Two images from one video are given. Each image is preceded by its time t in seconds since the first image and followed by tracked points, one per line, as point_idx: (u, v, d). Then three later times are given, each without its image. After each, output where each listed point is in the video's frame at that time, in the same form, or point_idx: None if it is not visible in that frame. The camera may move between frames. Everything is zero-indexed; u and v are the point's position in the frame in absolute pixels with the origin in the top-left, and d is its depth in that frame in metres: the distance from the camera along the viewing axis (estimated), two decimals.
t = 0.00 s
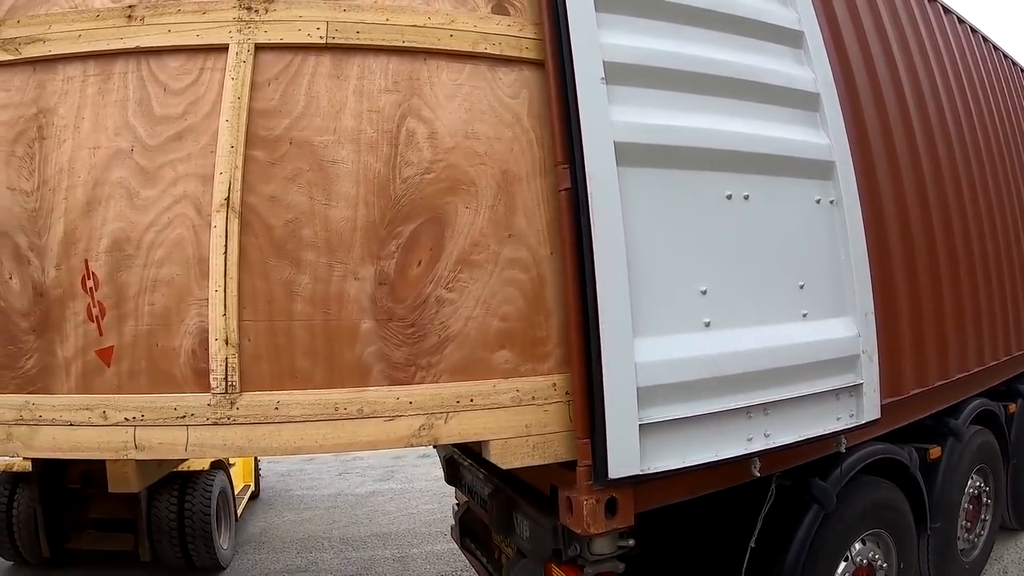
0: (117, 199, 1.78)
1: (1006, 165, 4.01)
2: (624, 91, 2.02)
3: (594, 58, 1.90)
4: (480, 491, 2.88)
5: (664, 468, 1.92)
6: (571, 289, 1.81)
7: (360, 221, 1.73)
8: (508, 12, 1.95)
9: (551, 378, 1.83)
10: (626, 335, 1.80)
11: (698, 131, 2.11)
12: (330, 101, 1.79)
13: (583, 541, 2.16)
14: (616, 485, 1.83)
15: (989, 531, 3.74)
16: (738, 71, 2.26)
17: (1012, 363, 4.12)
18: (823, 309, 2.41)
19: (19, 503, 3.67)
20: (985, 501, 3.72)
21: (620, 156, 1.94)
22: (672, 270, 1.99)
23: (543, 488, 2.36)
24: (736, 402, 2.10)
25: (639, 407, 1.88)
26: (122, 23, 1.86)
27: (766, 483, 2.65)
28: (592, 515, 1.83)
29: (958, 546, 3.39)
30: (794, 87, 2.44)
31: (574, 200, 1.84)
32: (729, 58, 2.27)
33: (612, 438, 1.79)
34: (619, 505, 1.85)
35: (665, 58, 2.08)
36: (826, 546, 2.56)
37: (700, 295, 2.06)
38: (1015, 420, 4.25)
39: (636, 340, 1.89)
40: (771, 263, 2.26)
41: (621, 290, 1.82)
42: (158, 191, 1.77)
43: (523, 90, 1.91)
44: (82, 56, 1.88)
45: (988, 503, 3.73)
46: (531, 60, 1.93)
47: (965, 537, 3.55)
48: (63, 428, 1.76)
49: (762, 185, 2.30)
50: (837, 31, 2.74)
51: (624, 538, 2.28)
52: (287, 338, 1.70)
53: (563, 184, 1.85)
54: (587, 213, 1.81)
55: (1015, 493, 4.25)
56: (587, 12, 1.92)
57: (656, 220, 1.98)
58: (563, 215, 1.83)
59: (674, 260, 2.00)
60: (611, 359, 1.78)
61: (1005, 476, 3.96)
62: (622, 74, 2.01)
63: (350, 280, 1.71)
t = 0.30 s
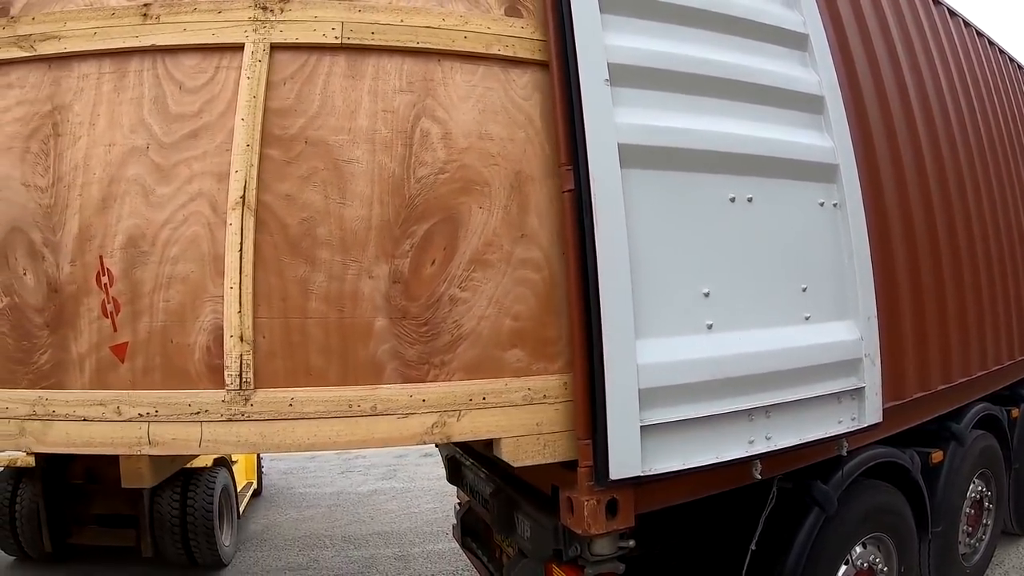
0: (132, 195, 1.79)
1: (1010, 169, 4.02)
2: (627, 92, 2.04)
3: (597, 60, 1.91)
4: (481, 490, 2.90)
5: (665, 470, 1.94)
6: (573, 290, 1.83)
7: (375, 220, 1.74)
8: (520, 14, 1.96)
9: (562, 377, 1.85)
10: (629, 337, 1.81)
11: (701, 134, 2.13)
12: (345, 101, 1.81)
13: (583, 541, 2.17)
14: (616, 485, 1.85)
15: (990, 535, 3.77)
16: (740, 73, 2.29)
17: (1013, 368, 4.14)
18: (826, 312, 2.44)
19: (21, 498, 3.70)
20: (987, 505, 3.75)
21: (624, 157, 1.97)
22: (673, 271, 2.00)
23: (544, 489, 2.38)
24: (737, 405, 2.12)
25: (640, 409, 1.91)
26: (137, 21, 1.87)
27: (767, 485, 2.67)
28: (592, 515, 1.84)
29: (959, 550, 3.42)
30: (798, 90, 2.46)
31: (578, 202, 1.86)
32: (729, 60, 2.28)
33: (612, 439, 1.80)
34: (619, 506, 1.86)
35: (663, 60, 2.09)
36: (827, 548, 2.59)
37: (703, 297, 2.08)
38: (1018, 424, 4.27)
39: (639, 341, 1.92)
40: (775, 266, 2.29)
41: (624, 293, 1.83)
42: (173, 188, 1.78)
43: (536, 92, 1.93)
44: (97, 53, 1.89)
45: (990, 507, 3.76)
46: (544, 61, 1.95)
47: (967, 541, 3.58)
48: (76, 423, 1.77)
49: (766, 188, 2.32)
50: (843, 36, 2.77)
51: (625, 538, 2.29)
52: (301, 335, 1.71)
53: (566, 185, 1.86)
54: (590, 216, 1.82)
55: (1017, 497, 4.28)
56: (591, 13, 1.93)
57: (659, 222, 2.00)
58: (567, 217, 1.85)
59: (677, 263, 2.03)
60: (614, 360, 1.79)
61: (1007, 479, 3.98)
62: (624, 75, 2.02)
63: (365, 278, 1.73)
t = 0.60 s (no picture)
0: (145, 195, 1.79)
1: (1012, 173, 4.03)
2: (629, 93, 2.05)
3: (600, 60, 1.90)
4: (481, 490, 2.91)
5: (665, 471, 1.95)
6: (575, 292, 1.82)
7: (388, 221, 1.75)
8: (532, 17, 1.97)
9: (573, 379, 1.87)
10: (630, 339, 1.81)
11: (703, 136, 2.14)
12: (359, 102, 1.81)
13: (584, 542, 2.18)
14: (616, 487, 1.86)
15: (990, 539, 3.80)
16: (743, 75, 2.30)
17: (1014, 371, 4.15)
18: (828, 315, 2.46)
19: (23, 494, 3.70)
20: (988, 509, 3.78)
21: (627, 159, 1.98)
22: (675, 274, 2.02)
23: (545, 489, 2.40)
24: (738, 407, 2.14)
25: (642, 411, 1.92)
26: (150, 20, 1.87)
27: (768, 488, 2.69)
28: (592, 518, 1.85)
29: (960, 554, 3.45)
30: (800, 92, 2.47)
31: (580, 204, 1.85)
32: (730, 61, 2.29)
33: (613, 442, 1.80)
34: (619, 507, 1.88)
35: (664, 60, 2.10)
36: (828, 549, 2.61)
37: (704, 299, 2.09)
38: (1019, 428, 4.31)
39: (640, 343, 1.94)
40: (777, 269, 2.30)
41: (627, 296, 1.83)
42: (186, 188, 1.78)
43: (547, 95, 1.94)
44: (109, 52, 1.89)
45: (991, 511, 3.79)
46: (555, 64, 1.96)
47: (968, 545, 3.61)
48: (88, 422, 1.77)
49: (769, 191, 2.34)
50: (847, 40, 2.78)
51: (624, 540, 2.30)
52: (314, 335, 1.72)
53: (569, 186, 1.87)
54: (592, 219, 1.82)
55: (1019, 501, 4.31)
56: (595, 15, 1.93)
57: (660, 225, 2.02)
58: (569, 219, 1.84)
59: (679, 265, 2.04)
60: (614, 361, 1.78)
61: (1008, 483, 4.01)
62: (627, 77, 2.04)
63: (377, 279, 1.73)
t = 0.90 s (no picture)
0: (163, 194, 1.80)
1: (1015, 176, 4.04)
2: (636, 95, 2.07)
3: (607, 61, 1.91)
4: (486, 491, 2.91)
5: (671, 472, 1.97)
6: (582, 293, 1.83)
7: (406, 221, 1.77)
8: (548, 20, 1.99)
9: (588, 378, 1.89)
10: (636, 340, 1.82)
11: (709, 138, 2.15)
12: (377, 103, 1.82)
13: (589, 542, 2.16)
14: (621, 488, 1.87)
15: (994, 542, 3.83)
16: (749, 77, 2.31)
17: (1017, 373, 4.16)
18: (832, 317, 2.47)
19: (27, 491, 3.83)
20: (991, 512, 3.80)
21: (633, 161, 2.00)
22: (682, 275, 2.04)
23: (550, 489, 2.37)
24: (743, 408, 2.15)
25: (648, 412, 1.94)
26: (168, 20, 1.87)
27: (772, 489, 2.71)
28: (597, 518, 1.86)
29: (963, 557, 3.48)
30: (805, 93, 2.48)
31: (586, 205, 1.86)
32: (736, 62, 2.30)
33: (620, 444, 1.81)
34: (624, 508, 1.89)
35: (669, 61, 2.11)
36: (832, 549, 2.63)
37: (710, 301, 2.11)
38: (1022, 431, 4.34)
39: (646, 344, 1.96)
40: (782, 272, 2.32)
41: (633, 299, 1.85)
42: (204, 187, 1.79)
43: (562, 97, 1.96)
44: (126, 51, 1.89)
45: (995, 514, 3.82)
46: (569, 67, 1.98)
47: (971, 548, 3.65)
48: (104, 420, 1.78)
49: (775, 192, 2.35)
50: (852, 43, 2.81)
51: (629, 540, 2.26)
52: (332, 334, 1.73)
53: (576, 188, 1.87)
54: (599, 221, 1.83)
55: (1021, 504, 4.34)
56: (601, 16, 1.94)
57: (666, 227, 2.03)
58: (577, 220, 1.85)
59: (686, 266, 2.06)
60: (619, 362, 1.80)
61: (1012, 486, 4.04)
62: (633, 79, 2.06)
63: (395, 279, 1.75)
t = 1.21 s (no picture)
0: (179, 192, 1.80)
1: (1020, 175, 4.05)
2: (642, 93, 2.08)
3: (613, 59, 1.92)
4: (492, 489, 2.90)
5: (677, 471, 1.98)
6: (587, 291, 1.84)
7: (422, 219, 1.78)
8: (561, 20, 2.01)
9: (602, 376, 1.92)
10: (642, 339, 1.83)
11: (715, 136, 2.16)
12: (393, 102, 1.83)
13: (594, 540, 2.13)
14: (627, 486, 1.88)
15: (999, 543, 3.86)
16: (756, 75, 2.32)
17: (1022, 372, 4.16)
18: (838, 315, 2.47)
19: (34, 489, 3.96)
20: (997, 513, 3.83)
21: (640, 159, 2.01)
22: (688, 273, 2.05)
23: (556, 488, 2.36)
24: (749, 407, 2.15)
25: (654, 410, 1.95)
26: (183, 18, 1.88)
27: (778, 489, 2.71)
28: (603, 516, 1.87)
29: (969, 557, 3.50)
30: (812, 91, 2.48)
31: (592, 202, 1.86)
32: (742, 61, 2.30)
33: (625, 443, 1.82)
34: (629, 507, 1.89)
35: (676, 60, 2.12)
36: (838, 550, 2.61)
37: (717, 299, 2.12)
38: None
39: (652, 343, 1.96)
40: (788, 271, 2.32)
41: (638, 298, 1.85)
42: (220, 185, 1.79)
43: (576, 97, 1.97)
44: (141, 49, 1.89)
45: (1000, 514, 3.84)
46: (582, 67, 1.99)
47: (976, 548, 3.67)
48: (119, 418, 1.78)
49: (782, 191, 2.36)
50: (859, 43, 2.82)
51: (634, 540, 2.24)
52: (349, 332, 1.74)
53: (582, 185, 1.88)
54: (605, 219, 1.84)
55: None
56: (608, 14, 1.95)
57: (672, 225, 2.04)
58: (583, 220, 1.86)
59: (691, 264, 2.07)
60: (624, 361, 1.81)
61: (1018, 486, 4.06)
62: (641, 76, 2.07)
63: (411, 277, 1.76)
